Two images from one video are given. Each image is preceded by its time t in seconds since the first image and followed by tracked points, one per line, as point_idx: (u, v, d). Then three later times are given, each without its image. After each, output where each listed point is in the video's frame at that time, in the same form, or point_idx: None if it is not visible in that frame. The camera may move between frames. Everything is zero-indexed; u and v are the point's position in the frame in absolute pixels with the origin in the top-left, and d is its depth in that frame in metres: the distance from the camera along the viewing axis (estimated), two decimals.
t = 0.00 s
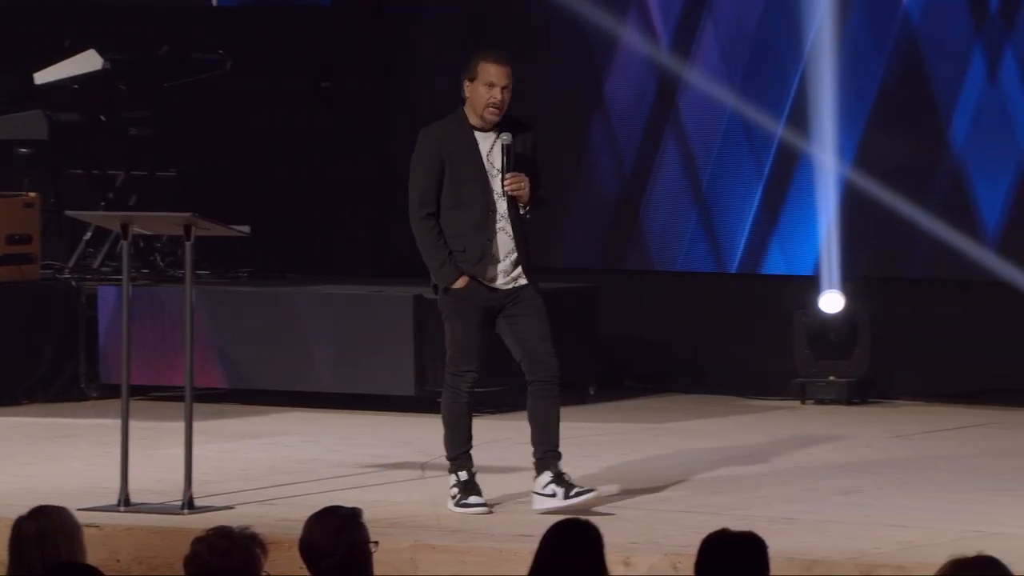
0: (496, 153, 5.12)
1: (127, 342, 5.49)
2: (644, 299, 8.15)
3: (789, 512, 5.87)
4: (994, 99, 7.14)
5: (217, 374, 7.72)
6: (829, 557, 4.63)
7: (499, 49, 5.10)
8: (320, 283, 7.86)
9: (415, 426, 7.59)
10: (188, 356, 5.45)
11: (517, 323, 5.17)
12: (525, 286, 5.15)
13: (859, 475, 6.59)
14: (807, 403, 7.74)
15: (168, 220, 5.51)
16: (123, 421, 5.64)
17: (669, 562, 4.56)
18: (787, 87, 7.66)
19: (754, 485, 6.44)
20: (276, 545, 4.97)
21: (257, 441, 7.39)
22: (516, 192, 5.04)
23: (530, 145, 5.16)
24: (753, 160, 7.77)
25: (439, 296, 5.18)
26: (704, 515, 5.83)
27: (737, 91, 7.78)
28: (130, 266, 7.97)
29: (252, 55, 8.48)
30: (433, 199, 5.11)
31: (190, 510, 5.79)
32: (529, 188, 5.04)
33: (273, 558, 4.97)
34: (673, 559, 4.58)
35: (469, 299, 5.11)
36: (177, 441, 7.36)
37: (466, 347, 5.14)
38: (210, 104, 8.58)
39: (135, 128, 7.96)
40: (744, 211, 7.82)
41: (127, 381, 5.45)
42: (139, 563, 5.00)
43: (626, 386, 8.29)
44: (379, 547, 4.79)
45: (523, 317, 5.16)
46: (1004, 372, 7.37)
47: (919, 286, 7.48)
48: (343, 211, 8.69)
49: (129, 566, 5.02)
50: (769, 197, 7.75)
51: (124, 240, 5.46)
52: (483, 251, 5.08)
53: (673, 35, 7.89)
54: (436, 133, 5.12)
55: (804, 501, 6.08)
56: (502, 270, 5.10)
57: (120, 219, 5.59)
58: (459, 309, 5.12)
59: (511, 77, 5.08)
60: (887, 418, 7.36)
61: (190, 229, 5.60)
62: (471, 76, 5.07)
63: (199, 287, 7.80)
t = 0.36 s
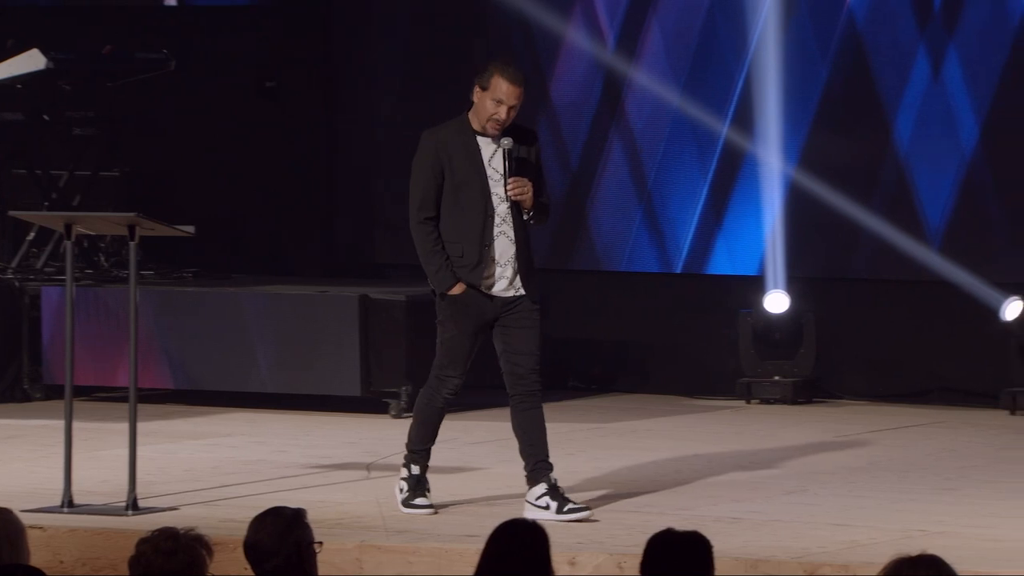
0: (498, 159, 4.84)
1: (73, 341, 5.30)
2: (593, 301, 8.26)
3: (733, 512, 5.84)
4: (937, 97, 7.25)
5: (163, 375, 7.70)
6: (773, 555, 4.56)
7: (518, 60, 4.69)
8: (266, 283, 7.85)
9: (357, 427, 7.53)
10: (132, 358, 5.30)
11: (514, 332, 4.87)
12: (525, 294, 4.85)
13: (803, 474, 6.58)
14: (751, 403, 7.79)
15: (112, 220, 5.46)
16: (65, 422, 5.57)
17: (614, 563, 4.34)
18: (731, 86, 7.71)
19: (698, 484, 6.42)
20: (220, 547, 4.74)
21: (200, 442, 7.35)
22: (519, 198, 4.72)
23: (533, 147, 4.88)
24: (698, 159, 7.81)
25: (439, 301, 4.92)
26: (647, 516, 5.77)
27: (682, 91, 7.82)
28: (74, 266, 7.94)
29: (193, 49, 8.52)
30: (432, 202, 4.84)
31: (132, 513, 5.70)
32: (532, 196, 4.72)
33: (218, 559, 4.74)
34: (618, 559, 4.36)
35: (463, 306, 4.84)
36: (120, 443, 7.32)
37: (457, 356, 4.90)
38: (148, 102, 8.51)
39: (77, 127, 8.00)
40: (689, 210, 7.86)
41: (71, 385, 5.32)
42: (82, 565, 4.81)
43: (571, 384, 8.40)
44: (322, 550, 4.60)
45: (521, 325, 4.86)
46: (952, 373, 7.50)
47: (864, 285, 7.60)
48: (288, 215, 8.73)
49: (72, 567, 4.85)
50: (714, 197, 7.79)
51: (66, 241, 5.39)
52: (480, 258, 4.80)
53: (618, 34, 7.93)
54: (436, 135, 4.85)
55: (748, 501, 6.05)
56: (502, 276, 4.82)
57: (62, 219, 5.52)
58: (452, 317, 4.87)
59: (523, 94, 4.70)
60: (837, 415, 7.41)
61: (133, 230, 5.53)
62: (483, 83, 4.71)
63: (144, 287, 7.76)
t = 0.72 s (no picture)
0: (502, 151, 4.83)
1: (11, 341, 5.28)
2: (535, 301, 8.37)
3: (675, 510, 5.85)
4: (878, 99, 7.48)
5: (100, 375, 7.63)
6: (716, 554, 4.50)
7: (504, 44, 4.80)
8: (205, 283, 7.84)
9: (296, 426, 7.54)
10: (73, 360, 5.24)
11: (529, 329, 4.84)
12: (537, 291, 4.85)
13: (743, 471, 6.60)
14: (692, 403, 7.94)
15: (51, 220, 5.40)
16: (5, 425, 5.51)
17: (556, 562, 4.44)
18: (673, 87, 7.88)
19: (639, 483, 6.43)
20: (161, 548, 4.75)
21: (139, 442, 7.32)
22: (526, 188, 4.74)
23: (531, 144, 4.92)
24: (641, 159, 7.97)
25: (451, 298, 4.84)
26: (590, 516, 5.65)
27: (624, 91, 7.99)
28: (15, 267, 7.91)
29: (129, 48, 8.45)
30: (441, 197, 4.82)
31: (73, 514, 5.61)
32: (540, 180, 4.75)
33: (158, 561, 4.75)
34: (560, 559, 4.46)
35: (485, 296, 4.78)
36: (58, 444, 7.28)
37: (481, 345, 4.79)
38: (102, 101, 8.52)
39: (16, 127, 8.03)
40: (631, 209, 8.03)
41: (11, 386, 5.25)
42: (23, 566, 4.82)
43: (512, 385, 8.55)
44: (265, 551, 4.67)
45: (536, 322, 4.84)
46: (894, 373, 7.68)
47: (804, 285, 7.78)
48: (228, 216, 8.76)
49: (13, 569, 4.85)
50: (656, 196, 7.97)
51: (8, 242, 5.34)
52: (500, 250, 4.78)
53: (562, 33, 8.07)
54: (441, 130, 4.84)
55: (690, 499, 6.04)
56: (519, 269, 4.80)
57: (3, 220, 5.47)
58: (476, 307, 4.78)
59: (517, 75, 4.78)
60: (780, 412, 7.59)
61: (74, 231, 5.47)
62: (475, 74, 4.77)
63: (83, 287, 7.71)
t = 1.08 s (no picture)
0: (494, 163, 4.85)
1: None
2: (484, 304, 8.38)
3: (622, 510, 5.85)
4: (822, 97, 7.52)
5: (42, 376, 7.60)
6: (662, 554, 4.49)
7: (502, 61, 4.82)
8: (149, 284, 7.82)
9: (240, 427, 7.53)
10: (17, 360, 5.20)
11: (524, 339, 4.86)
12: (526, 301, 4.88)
13: (690, 471, 6.62)
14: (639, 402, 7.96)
15: None
16: None
17: (502, 562, 4.44)
18: (618, 86, 7.91)
19: (585, 483, 6.43)
20: (105, 549, 4.72)
21: (83, 442, 7.28)
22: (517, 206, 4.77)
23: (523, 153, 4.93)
24: (586, 159, 8.01)
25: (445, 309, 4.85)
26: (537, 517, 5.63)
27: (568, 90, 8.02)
28: None
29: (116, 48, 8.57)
30: (433, 210, 4.83)
31: (18, 515, 5.57)
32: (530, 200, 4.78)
33: (102, 562, 4.72)
34: (506, 559, 4.46)
35: (482, 307, 4.79)
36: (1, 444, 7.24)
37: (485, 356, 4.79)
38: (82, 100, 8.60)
39: None
40: (576, 208, 8.07)
41: None
42: None
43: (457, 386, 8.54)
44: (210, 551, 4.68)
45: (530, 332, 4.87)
46: (842, 376, 7.72)
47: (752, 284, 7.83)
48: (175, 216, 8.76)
49: None
50: (602, 197, 8.00)
51: None
52: (495, 261, 4.79)
53: (507, 33, 8.12)
54: (433, 143, 4.85)
55: (634, 497, 6.05)
56: (513, 280, 4.83)
57: None
58: (474, 318, 4.80)
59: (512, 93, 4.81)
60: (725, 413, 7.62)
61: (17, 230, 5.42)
62: (471, 89, 4.79)
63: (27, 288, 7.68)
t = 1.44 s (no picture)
0: (489, 156, 4.82)
1: None
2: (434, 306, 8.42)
3: (568, 509, 5.85)
4: (766, 97, 7.54)
5: None
6: (608, 554, 4.51)
7: (495, 56, 4.74)
8: (94, 284, 7.80)
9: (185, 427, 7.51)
10: None
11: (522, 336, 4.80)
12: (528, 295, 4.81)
13: (636, 471, 6.63)
14: (585, 402, 8.00)
15: None
16: None
17: (449, 563, 4.45)
18: (564, 86, 7.92)
19: (531, 483, 6.44)
20: (49, 551, 4.71)
21: (28, 443, 7.26)
22: (512, 193, 4.75)
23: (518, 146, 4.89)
24: (533, 158, 8.02)
25: (439, 308, 4.81)
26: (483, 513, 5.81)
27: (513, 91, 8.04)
28: None
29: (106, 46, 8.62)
30: (428, 207, 4.80)
31: None
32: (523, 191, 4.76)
33: (45, 564, 4.71)
34: (453, 560, 4.48)
35: (473, 308, 4.74)
36: None
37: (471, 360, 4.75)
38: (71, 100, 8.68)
39: None
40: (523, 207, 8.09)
41: None
42: None
43: (405, 386, 8.54)
44: (156, 552, 4.66)
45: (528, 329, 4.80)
46: (789, 377, 7.75)
47: (699, 284, 7.86)
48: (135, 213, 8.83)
49: None
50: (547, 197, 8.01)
51: None
52: (491, 256, 4.73)
53: (453, 32, 8.11)
54: (426, 138, 4.81)
55: (580, 498, 6.05)
56: (512, 275, 4.76)
57: None
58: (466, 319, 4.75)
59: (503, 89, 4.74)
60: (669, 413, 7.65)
61: None
62: (462, 84, 4.73)
63: None
